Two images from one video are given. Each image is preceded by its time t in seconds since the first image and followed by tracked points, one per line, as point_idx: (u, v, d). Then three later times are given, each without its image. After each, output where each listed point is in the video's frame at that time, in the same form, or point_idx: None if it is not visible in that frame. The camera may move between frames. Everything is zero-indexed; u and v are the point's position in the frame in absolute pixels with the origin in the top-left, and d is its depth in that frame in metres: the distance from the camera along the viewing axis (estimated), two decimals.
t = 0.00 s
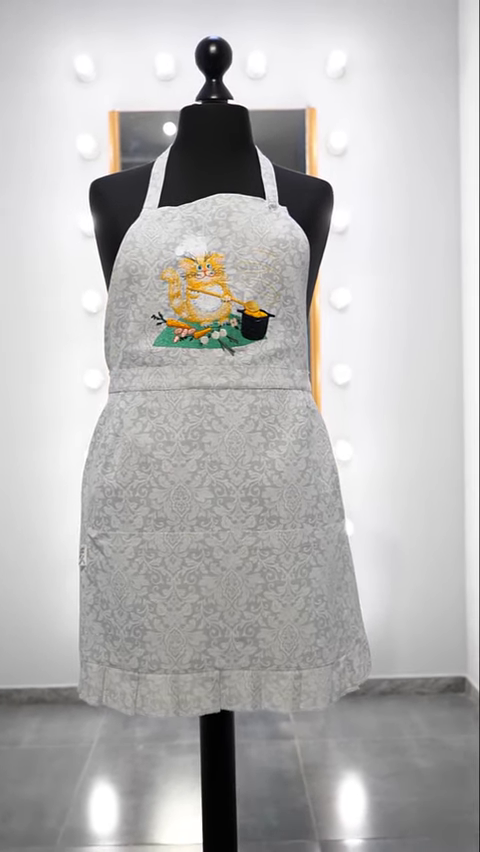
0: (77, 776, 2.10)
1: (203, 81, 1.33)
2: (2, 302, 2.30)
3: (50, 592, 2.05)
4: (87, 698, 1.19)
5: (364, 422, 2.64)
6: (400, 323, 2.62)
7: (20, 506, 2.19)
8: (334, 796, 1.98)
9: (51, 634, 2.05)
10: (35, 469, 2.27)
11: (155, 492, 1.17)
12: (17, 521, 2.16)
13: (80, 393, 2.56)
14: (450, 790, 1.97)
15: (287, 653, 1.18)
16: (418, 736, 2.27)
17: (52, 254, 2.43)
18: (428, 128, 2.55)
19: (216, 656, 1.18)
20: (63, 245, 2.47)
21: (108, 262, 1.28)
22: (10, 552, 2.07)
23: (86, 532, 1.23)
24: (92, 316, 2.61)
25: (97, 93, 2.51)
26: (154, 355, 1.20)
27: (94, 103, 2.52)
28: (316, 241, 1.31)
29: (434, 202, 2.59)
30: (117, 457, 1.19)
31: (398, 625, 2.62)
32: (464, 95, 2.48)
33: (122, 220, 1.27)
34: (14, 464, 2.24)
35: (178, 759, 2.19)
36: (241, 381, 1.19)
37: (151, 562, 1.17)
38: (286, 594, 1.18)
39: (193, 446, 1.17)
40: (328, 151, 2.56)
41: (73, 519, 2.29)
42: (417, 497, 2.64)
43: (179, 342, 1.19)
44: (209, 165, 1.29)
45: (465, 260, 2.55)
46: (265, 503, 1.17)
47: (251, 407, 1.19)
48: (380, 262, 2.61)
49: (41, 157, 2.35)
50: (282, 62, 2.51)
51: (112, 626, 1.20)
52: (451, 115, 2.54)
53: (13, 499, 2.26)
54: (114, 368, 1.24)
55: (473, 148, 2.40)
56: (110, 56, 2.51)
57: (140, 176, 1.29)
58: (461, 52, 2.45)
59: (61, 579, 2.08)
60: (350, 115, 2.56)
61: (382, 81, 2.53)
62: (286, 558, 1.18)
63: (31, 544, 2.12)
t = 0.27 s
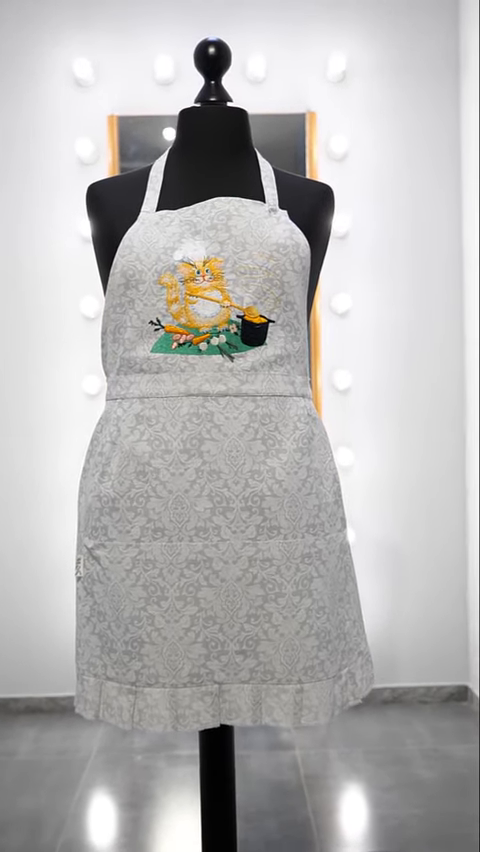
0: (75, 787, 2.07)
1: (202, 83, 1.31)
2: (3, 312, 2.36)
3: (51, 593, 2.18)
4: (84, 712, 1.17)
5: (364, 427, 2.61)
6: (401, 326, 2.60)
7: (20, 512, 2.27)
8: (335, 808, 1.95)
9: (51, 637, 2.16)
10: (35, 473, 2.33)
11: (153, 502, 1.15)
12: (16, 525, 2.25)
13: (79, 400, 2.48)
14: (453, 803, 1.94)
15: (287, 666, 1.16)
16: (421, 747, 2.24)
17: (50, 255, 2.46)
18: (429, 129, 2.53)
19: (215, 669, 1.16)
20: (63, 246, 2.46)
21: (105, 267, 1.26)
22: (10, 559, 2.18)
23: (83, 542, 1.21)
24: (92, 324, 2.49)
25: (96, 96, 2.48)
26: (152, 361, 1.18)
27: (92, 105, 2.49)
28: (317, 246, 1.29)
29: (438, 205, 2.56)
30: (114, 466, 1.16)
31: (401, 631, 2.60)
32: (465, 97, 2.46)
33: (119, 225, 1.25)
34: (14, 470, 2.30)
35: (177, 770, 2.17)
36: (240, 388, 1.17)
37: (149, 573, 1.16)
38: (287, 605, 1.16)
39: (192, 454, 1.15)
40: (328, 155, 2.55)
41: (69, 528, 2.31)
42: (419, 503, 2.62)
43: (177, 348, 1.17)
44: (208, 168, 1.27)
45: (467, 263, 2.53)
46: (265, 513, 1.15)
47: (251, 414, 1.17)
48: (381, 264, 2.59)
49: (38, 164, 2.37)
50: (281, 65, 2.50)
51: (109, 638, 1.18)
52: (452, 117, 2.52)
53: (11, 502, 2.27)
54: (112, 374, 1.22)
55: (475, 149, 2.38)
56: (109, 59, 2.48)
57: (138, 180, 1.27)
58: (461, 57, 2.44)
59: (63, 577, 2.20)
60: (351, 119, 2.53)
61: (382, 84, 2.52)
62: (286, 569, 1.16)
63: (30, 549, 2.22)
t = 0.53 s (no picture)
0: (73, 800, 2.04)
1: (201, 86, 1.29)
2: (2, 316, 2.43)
3: (48, 597, 2.41)
4: (79, 729, 1.15)
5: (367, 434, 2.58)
6: (404, 331, 2.57)
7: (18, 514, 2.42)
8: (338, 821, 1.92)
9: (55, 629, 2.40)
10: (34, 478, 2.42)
11: (151, 512, 1.13)
12: (16, 530, 2.42)
13: (78, 406, 2.44)
14: (458, 816, 1.91)
15: (289, 682, 1.13)
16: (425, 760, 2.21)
17: (49, 257, 2.43)
18: (432, 133, 2.52)
19: (214, 685, 1.13)
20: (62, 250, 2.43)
21: (102, 273, 1.24)
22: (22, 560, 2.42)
23: (79, 554, 1.18)
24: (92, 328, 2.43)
25: (95, 103, 2.44)
26: (149, 369, 1.15)
27: (92, 112, 2.44)
28: (319, 251, 1.27)
29: (442, 207, 2.53)
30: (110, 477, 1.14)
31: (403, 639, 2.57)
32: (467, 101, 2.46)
33: (116, 229, 1.22)
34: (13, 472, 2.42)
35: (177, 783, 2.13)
36: (240, 396, 1.15)
37: (147, 586, 1.13)
38: (288, 619, 1.13)
39: (190, 464, 1.13)
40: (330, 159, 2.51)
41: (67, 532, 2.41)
42: (422, 510, 2.58)
43: (175, 355, 1.15)
44: (207, 172, 1.25)
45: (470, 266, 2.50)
46: (266, 524, 1.13)
47: (251, 423, 1.14)
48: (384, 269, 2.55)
49: (36, 167, 2.43)
50: (281, 71, 2.49)
51: (105, 653, 1.15)
52: (455, 121, 2.52)
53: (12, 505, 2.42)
54: (108, 382, 1.19)
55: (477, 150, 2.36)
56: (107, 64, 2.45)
57: (135, 184, 1.25)
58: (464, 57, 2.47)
59: (60, 582, 2.41)
60: (353, 123, 2.51)
61: (384, 88, 2.51)
62: (287, 581, 1.13)
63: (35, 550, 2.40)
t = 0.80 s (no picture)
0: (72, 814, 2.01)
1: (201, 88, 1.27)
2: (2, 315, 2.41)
3: (47, 605, 2.41)
4: (76, 745, 1.12)
5: (369, 442, 2.55)
6: (409, 336, 2.54)
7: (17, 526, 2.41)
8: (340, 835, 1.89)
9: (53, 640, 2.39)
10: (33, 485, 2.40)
11: (149, 523, 1.11)
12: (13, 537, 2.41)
13: (78, 410, 2.41)
14: (462, 829, 1.88)
15: (290, 697, 1.10)
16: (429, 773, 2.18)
17: (47, 262, 2.42)
18: (435, 139, 2.50)
19: (214, 699, 1.10)
20: (61, 252, 2.41)
21: (99, 278, 1.21)
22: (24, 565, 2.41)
23: (75, 565, 1.16)
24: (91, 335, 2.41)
25: (95, 107, 2.42)
26: (147, 375, 1.13)
27: (91, 116, 2.42)
28: (320, 256, 1.24)
29: (444, 212, 2.51)
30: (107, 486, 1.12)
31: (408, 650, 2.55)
32: (471, 106, 2.44)
33: (113, 234, 1.20)
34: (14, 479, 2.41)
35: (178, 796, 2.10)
36: (240, 404, 1.12)
37: (145, 599, 1.10)
38: (289, 632, 1.11)
39: (189, 474, 1.10)
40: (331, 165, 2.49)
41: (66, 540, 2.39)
42: (427, 518, 2.55)
43: (173, 362, 1.13)
44: (206, 175, 1.23)
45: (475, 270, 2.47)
46: (266, 535, 1.10)
47: (251, 432, 1.12)
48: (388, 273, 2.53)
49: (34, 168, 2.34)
50: (282, 75, 2.47)
51: (102, 667, 1.12)
52: (458, 126, 2.50)
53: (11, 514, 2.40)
54: (106, 389, 1.17)
55: None
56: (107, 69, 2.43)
57: (133, 188, 1.23)
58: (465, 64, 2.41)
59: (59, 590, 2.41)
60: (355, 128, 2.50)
61: (386, 92, 2.49)
62: (288, 594, 1.11)
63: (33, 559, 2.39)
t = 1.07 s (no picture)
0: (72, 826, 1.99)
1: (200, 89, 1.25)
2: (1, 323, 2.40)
3: (45, 613, 2.38)
4: (73, 758, 1.10)
5: (372, 448, 2.53)
6: (411, 342, 2.52)
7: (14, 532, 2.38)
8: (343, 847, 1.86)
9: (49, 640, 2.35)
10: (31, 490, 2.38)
11: (148, 531, 1.08)
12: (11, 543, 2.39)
13: (78, 417, 2.40)
14: (467, 841, 1.85)
15: (292, 708, 1.08)
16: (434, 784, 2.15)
17: (48, 268, 2.40)
18: (438, 144, 2.49)
19: (214, 711, 1.08)
20: (61, 259, 2.40)
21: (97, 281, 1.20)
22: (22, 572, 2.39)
23: (73, 575, 1.14)
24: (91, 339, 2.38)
25: (95, 113, 2.41)
26: (146, 380, 1.11)
27: (91, 122, 2.41)
28: (323, 259, 1.23)
29: (447, 218, 2.49)
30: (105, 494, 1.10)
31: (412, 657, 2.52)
32: (473, 110, 2.43)
33: (111, 236, 1.18)
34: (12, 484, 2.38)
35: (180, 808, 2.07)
36: (240, 410, 1.10)
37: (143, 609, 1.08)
38: (291, 642, 1.09)
39: (189, 481, 1.08)
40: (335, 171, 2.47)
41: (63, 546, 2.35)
42: (431, 526, 2.53)
43: (173, 366, 1.11)
44: (205, 177, 1.21)
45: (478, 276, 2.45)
46: (267, 543, 1.08)
47: (252, 438, 1.10)
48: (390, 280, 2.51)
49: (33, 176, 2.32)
50: (284, 81, 2.46)
51: (100, 678, 1.10)
52: (460, 130, 2.49)
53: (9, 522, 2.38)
54: (105, 395, 1.15)
55: None
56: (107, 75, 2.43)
57: (131, 191, 1.21)
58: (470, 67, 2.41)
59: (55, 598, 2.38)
60: (357, 133, 2.48)
61: (389, 97, 2.48)
62: (290, 603, 1.09)
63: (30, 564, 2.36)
